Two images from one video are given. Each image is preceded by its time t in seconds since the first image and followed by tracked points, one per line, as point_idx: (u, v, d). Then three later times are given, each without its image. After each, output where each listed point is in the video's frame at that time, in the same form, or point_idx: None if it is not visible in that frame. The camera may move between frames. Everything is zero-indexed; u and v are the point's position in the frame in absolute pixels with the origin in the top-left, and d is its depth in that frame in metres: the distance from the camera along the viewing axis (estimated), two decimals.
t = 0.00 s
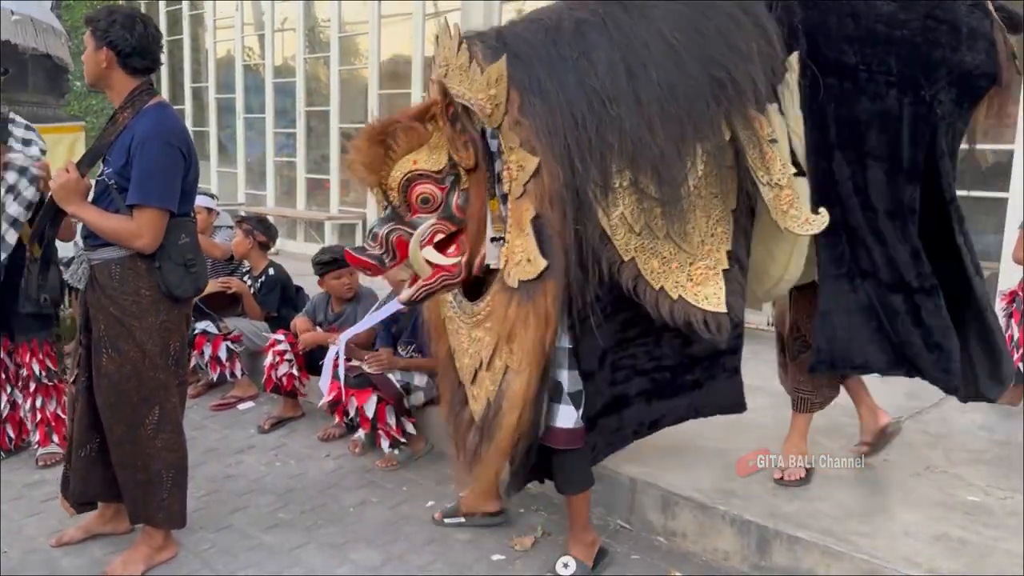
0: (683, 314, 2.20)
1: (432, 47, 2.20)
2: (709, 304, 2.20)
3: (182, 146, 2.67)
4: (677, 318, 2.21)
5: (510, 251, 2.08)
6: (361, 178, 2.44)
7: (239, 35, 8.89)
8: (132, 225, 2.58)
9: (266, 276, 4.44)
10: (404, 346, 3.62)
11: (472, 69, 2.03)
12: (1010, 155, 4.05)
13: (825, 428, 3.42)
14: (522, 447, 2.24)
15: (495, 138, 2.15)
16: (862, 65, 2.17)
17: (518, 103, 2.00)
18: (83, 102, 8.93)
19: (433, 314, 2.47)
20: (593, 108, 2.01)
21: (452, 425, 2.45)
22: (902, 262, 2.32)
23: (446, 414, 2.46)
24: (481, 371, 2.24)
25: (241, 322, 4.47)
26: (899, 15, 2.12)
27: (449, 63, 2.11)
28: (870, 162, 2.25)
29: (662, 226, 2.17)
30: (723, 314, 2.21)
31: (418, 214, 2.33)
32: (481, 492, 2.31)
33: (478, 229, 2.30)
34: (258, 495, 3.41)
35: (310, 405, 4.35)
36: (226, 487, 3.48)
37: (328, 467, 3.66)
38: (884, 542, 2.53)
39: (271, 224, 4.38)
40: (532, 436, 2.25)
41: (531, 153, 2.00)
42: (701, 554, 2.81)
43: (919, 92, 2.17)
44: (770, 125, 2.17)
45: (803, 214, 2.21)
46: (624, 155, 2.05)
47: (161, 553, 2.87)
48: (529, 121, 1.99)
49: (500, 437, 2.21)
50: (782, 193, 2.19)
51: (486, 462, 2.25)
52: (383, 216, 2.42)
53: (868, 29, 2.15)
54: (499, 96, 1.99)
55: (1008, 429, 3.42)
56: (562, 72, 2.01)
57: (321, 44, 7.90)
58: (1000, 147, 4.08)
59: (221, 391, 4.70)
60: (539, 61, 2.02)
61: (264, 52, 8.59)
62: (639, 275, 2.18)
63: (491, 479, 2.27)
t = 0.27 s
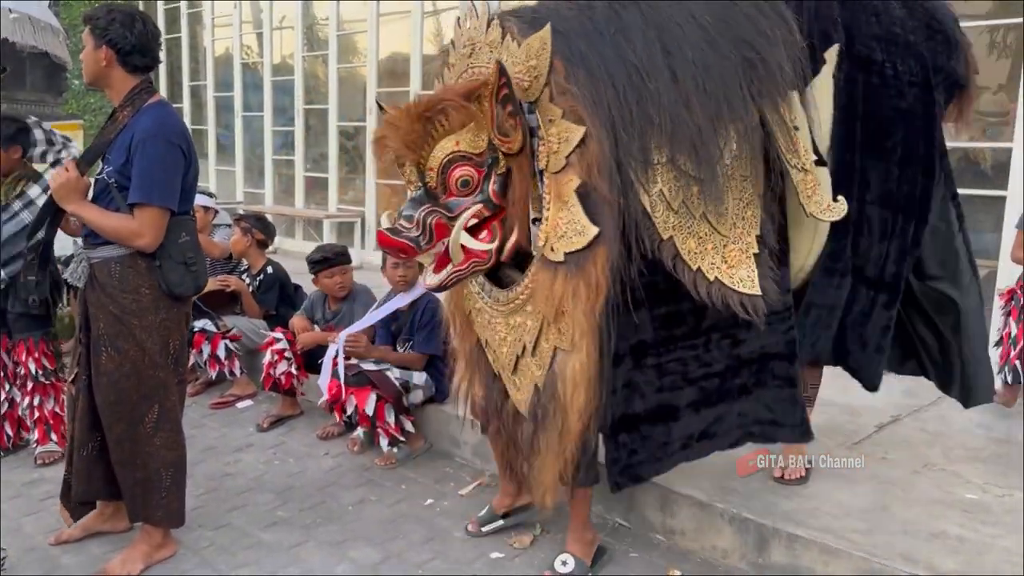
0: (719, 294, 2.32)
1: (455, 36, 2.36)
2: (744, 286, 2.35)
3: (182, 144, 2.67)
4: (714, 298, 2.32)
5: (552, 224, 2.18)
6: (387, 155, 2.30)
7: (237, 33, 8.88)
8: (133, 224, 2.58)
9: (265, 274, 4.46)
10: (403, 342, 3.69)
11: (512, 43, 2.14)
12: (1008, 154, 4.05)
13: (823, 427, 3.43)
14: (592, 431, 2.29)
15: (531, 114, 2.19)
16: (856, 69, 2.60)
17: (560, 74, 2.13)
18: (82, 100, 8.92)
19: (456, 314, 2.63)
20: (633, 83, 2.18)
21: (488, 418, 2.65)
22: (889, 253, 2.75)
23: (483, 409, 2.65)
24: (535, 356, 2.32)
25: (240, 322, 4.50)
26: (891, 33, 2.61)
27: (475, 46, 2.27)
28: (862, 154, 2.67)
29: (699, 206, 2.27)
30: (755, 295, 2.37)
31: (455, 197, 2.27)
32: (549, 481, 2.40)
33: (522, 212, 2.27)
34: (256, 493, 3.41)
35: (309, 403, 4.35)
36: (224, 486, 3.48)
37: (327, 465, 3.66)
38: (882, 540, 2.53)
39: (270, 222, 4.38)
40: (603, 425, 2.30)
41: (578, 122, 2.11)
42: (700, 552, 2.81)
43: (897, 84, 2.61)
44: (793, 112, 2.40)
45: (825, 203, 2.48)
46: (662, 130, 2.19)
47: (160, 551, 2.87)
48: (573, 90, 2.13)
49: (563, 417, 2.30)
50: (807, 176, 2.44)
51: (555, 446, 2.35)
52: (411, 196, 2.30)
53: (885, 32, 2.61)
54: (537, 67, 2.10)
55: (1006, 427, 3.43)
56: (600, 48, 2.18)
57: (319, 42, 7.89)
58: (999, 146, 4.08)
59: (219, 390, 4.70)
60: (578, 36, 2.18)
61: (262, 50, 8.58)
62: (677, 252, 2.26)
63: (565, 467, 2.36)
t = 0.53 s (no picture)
0: (712, 311, 2.37)
1: (466, 38, 2.30)
2: (732, 301, 2.39)
3: (179, 143, 2.67)
4: (708, 313, 2.37)
5: (578, 242, 2.20)
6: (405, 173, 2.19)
7: (234, 31, 8.86)
8: (130, 222, 2.58)
9: (262, 272, 4.46)
10: (399, 340, 3.68)
11: (544, 58, 2.11)
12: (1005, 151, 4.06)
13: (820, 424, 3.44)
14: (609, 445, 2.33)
15: (557, 129, 2.22)
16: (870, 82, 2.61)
17: (595, 94, 2.13)
18: (79, 98, 8.91)
19: (438, 317, 2.55)
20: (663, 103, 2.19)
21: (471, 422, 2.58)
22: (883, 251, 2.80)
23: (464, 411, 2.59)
24: (549, 366, 2.31)
25: (236, 319, 4.51)
26: (916, 50, 2.67)
27: (495, 54, 2.21)
28: (874, 162, 2.69)
29: (705, 224, 2.31)
30: (742, 310, 2.41)
31: (475, 215, 2.19)
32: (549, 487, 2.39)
33: (538, 228, 2.25)
34: (254, 491, 3.41)
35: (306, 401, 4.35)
36: (222, 484, 3.48)
37: (324, 463, 3.66)
38: (879, 537, 2.54)
39: (267, 220, 4.38)
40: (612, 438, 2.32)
41: (617, 143, 2.13)
42: (697, 549, 2.81)
43: (917, 99, 2.67)
44: (791, 135, 2.42)
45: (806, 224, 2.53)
46: (687, 153, 2.21)
47: (157, 549, 2.87)
48: (608, 110, 2.14)
49: (577, 428, 2.30)
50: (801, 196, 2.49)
51: (562, 455, 2.35)
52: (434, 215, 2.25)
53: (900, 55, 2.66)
54: (570, 86, 2.08)
55: (1003, 424, 3.44)
56: (627, 66, 2.19)
57: (316, 39, 7.88)
58: (996, 143, 4.09)
59: (217, 388, 4.70)
60: (605, 53, 2.18)
61: (259, 48, 8.57)
62: (677, 271, 2.31)
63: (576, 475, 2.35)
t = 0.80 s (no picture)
0: (704, 312, 2.38)
1: (475, 37, 2.29)
2: (719, 302, 2.40)
3: (176, 140, 2.66)
4: (698, 315, 2.37)
5: (586, 251, 2.21)
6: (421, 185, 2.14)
7: (229, 27, 8.84)
8: (125, 219, 2.57)
9: (259, 270, 4.48)
10: (396, 340, 3.68)
11: (562, 66, 2.12)
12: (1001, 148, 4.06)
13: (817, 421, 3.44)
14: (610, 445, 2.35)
15: (571, 137, 2.19)
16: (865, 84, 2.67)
17: (615, 104, 2.12)
18: (74, 95, 8.88)
19: (427, 309, 2.56)
20: (679, 112, 2.17)
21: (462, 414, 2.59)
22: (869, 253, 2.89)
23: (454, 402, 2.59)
24: (551, 368, 2.31)
25: (233, 318, 4.44)
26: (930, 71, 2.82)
27: (508, 57, 2.20)
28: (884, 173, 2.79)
29: (707, 232, 2.32)
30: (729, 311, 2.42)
31: (494, 224, 2.18)
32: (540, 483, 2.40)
33: (549, 236, 2.25)
34: (250, 489, 3.41)
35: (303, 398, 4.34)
36: (218, 482, 3.48)
37: (321, 461, 3.65)
38: (875, 534, 2.54)
39: (263, 217, 4.37)
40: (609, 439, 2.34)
41: (636, 157, 2.12)
42: (693, 546, 2.82)
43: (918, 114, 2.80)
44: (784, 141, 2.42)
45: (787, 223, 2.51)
46: (698, 164, 2.20)
47: (153, 547, 2.86)
48: (628, 121, 2.13)
49: (577, 430, 2.32)
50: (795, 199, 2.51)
51: (559, 452, 2.36)
52: (448, 227, 2.18)
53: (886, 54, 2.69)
54: (591, 97, 2.10)
55: (999, 421, 3.44)
56: (642, 73, 2.17)
57: (312, 36, 7.86)
58: (992, 139, 4.10)
59: (213, 385, 4.69)
60: (621, 60, 2.16)
61: (255, 45, 8.55)
62: (676, 277, 2.31)
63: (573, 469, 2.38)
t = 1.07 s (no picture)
0: (707, 303, 2.38)
1: (469, 37, 2.31)
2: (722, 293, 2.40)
3: (171, 136, 2.65)
4: (701, 305, 2.38)
5: (589, 239, 2.19)
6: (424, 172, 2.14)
7: (225, 24, 8.82)
8: (120, 216, 2.56)
9: (254, 267, 4.45)
10: (392, 336, 3.69)
11: (555, 60, 2.14)
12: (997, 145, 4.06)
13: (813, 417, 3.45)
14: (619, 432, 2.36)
15: (567, 128, 2.20)
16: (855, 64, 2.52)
17: (610, 95, 2.15)
18: (69, 91, 8.85)
19: (432, 311, 2.59)
20: (671, 102, 2.19)
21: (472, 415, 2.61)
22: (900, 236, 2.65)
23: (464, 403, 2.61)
24: (557, 361, 2.31)
25: (229, 314, 4.48)
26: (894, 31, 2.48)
27: (502, 53, 2.22)
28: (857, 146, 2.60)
29: (706, 221, 2.31)
30: (734, 304, 2.43)
31: (493, 211, 2.15)
32: (551, 477, 2.40)
33: (552, 226, 2.22)
34: (246, 486, 3.40)
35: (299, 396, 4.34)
36: (213, 479, 3.47)
37: (317, 458, 3.65)
38: (870, 530, 2.54)
39: (259, 215, 4.37)
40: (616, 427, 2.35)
41: (631, 145, 2.13)
42: (689, 542, 2.82)
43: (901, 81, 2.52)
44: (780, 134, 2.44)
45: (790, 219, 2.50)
46: (692, 153, 2.22)
47: (149, 545, 2.86)
48: (623, 112, 2.14)
49: (587, 421, 2.32)
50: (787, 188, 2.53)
51: (569, 444, 2.35)
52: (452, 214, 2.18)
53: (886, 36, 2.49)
54: (585, 88, 2.12)
55: (996, 417, 3.45)
56: (635, 65, 2.18)
57: (308, 33, 7.84)
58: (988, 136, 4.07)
59: (208, 383, 4.68)
60: (612, 52, 2.18)
61: (250, 41, 8.53)
62: (677, 264, 2.31)
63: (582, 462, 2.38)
